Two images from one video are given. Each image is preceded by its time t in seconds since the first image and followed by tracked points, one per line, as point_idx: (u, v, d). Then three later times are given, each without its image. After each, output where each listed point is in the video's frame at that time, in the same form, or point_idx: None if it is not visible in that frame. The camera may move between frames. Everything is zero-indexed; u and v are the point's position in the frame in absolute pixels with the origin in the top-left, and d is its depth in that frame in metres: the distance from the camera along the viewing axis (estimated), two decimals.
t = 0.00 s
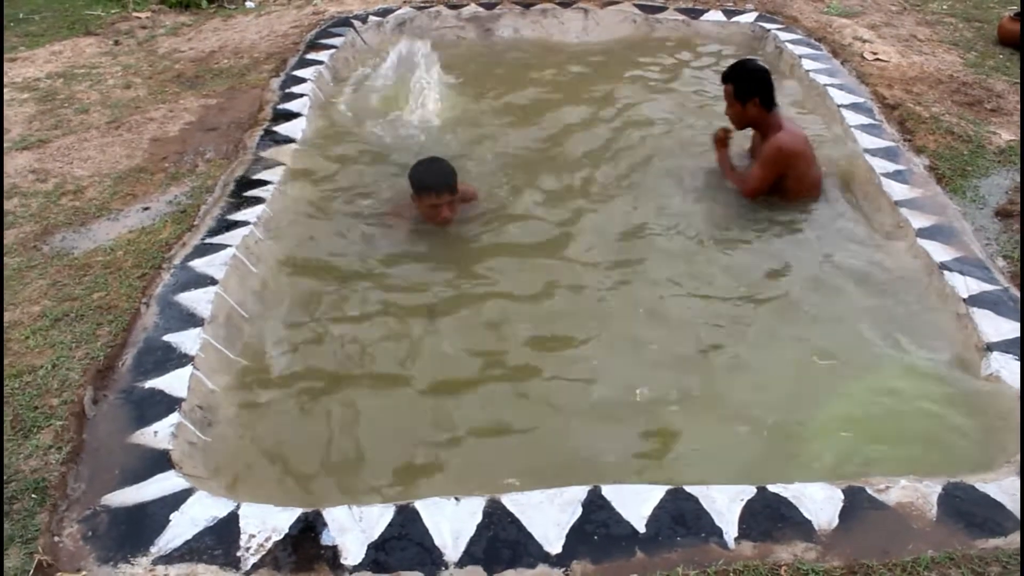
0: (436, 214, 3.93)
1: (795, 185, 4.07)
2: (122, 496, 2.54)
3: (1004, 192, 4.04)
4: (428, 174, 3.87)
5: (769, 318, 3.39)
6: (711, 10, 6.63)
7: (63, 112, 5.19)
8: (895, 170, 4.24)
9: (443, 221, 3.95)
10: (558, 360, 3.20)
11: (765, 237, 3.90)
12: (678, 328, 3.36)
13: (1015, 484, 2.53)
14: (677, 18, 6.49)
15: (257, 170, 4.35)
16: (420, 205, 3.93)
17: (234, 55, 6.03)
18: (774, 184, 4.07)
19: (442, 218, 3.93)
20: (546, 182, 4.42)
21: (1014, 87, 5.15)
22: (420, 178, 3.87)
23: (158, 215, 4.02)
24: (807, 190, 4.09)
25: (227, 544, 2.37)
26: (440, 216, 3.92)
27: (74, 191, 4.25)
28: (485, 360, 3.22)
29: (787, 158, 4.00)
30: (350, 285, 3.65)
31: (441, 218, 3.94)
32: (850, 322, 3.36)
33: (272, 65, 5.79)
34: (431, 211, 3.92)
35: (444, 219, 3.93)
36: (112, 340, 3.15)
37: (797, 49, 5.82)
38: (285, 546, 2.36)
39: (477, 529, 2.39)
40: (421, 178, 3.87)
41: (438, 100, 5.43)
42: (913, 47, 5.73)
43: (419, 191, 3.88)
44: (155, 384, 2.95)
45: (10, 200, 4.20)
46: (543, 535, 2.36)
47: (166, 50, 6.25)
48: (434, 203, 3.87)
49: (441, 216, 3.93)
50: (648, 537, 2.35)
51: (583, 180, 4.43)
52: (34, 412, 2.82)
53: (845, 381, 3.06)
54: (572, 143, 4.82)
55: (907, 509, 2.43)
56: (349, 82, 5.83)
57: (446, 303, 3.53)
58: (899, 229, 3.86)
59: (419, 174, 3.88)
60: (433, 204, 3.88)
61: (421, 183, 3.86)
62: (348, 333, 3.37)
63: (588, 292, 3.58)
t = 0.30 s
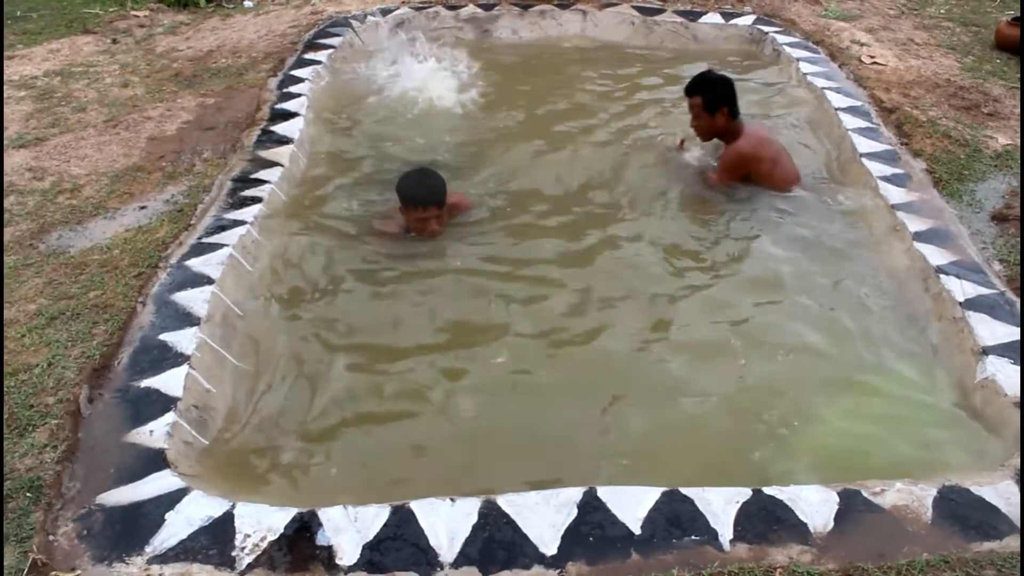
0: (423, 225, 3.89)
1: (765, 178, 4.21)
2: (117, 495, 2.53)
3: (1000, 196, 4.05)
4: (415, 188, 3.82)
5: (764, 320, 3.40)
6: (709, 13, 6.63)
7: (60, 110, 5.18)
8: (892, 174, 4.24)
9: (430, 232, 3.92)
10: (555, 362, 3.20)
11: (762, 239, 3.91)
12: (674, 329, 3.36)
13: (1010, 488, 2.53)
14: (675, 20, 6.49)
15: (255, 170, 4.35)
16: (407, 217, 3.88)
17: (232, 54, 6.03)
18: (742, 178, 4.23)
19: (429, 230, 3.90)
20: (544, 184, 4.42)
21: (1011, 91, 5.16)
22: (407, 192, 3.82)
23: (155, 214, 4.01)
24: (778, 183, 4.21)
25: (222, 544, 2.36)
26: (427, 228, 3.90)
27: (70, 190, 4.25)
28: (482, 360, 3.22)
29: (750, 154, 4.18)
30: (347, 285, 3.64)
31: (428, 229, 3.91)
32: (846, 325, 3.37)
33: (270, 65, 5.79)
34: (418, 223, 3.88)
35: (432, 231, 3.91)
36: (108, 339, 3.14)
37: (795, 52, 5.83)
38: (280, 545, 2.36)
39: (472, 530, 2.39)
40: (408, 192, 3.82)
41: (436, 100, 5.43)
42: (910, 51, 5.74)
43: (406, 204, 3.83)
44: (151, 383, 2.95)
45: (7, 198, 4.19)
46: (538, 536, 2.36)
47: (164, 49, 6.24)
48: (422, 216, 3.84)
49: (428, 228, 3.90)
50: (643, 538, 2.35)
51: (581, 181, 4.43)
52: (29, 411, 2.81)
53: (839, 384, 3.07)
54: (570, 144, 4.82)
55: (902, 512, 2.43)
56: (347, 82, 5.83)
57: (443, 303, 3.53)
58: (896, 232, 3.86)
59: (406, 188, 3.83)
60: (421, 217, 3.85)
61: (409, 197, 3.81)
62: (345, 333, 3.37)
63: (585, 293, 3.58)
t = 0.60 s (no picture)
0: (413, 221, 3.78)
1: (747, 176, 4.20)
2: (118, 494, 2.53)
3: (1002, 194, 4.04)
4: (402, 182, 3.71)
5: (765, 318, 3.39)
6: (710, 10, 6.62)
7: (61, 108, 5.18)
8: (893, 172, 4.24)
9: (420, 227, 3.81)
10: (556, 360, 3.20)
11: (763, 237, 3.90)
12: (675, 327, 3.35)
13: (1012, 487, 2.53)
14: (676, 18, 6.48)
15: (256, 168, 4.35)
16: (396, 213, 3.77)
17: (233, 52, 6.02)
18: (723, 179, 4.22)
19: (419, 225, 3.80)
20: (545, 181, 4.41)
21: (1013, 89, 5.15)
22: (394, 187, 3.71)
23: (155, 212, 4.01)
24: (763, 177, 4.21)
25: (223, 543, 2.36)
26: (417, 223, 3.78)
27: (72, 188, 4.25)
28: (483, 359, 3.22)
29: (728, 157, 4.15)
30: (348, 283, 3.64)
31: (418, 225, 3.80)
32: (847, 323, 3.36)
33: (271, 62, 5.78)
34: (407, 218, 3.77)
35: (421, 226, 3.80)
36: (109, 337, 3.14)
37: (796, 49, 5.82)
38: (281, 544, 2.36)
39: (473, 529, 2.38)
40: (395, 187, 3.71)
41: (437, 98, 5.43)
42: (912, 48, 5.73)
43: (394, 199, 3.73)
44: (152, 381, 2.94)
45: (8, 196, 4.19)
46: (539, 535, 2.36)
47: (165, 47, 6.24)
48: (410, 210, 3.73)
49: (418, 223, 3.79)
50: (644, 537, 2.35)
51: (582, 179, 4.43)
52: (30, 409, 2.81)
53: (842, 383, 3.06)
54: (571, 141, 4.82)
55: (904, 511, 2.43)
56: (348, 80, 5.82)
57: (444, 301, 3.52)
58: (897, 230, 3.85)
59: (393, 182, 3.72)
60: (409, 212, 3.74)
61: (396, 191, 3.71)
62: (346, 331, 3.36)
63: (586, 291, 3.58)
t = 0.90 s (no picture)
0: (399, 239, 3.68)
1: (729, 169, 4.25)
2: (118, 493, 2.53)
3: (1002, 195, 4.04)
4: (398, 202, 3.57)
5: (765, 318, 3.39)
6: (710, 11, 6.62)
7: (61, 107, 5.18)
8: (893, 173, 4.24)
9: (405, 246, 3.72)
10: (556, 359, 3.20)
11: (763, 238, 3.90)
12: (675, 327, 3.35)
13: (1012, 487, 2.52)
14: (677, 18, 6.48)
15: (256, 168, 4.35)
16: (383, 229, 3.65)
17: (233, 52, 6.02)
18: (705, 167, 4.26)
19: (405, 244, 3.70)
20: (546, 182, 4.41)
21: (1013, 90, 5.15)
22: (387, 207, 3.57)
23: (155, 211, 4.01)
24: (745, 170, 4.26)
25: (222, 542, 2.36)
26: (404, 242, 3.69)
27: (71, 187, 4.25)
28: (483, 359, 3.21)
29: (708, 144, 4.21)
30: (348, 282, 3.64)
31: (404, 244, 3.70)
32: (847, 323, 3.36)
33: (271, 62, 5.78)
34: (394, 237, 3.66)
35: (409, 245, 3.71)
36: (109, 337, 3.14)
37: (796, 50, 5.82)
38: (281, 544, 2.35)
39: (473, 528, 2.38)
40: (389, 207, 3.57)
41: (438, 98, 5.42)
42: (912, 49, 5.73)
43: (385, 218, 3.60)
44: (152, 381, 2.94)
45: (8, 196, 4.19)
46: (539, 535, 2.35)
47: (165, 47, 6.23)
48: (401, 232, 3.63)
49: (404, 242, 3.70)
50: (644, 537, 2.35)
51: (582, 179, 4.43)
52: (30, 408, 2.81)
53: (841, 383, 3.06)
54: (571, 142, 4.82)
55: (904, 512, 2.43)
56: (348, 79, 5.82)
57: (444, 301, 3.52)
58: (898, 231, 3.85)
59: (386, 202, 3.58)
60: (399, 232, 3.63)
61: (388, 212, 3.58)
62: (346, 331, 3.36)
63: (586, 292, 3.57)
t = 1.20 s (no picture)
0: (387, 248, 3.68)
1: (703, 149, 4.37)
2: (118, 489, 2.53)
3: (1003, 195, 4.04)
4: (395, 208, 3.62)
5: (765, 317, 3.39)
6: (712, 9, 6.61)
7: (62, 102, 5.18)
8: (895, 172, 4.24)
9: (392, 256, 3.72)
10: (556, 357, 3.20)
11: (765, 237, 3.90)
12: (676, 326, 3.35)
13: (1011, 487, 2.53)
14: (679, 16, 6.48)
15: (256, 164, 4.36)
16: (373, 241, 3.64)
17: (234, 47, 6.02)
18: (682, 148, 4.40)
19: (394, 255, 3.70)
20: (547, 179, 4.41)
21: (1015, 89, 5.14)
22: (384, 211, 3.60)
23: (156, 206, 4.01)
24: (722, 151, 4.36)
25: (222, 538, 2.36)
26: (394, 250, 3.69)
27: (72, 182, 4.24)
28: (483, 356, 3.21)
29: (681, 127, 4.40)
30: (347, 278, 3.64)
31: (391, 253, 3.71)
32: (847, 323, 3.36)
33: (272, 58, 5.77)
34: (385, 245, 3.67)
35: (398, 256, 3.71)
36: (109, 332, 3.14)
37: (798, 49, 5.82)
38: (280, 539, 2.35)
39: (473, 525, 2.38)
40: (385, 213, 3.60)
41: (439, 95, 5.42)
42: (914, 48, 5.73)
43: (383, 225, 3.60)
44: (152, 376, 2.94)
45: (8, 190, 4.19)
46: (539, 532, 2.36)
47: (166, 42, 6.23)
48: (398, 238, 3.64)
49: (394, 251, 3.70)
50: (644, 535, 2.35)
51: (583, 177, 4.43)
52: (30, 403, 2.80)
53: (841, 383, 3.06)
54: (571, 139, 4.82)
55: (903, 511, 2.43)
56: (349, 76, 5.82)
57: (445, 298, 3.53)
58: (899, 230, 3.85)
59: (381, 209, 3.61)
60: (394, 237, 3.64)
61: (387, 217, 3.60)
62: (347, 328, 3.36)
63: (587, 290, 3.57)
